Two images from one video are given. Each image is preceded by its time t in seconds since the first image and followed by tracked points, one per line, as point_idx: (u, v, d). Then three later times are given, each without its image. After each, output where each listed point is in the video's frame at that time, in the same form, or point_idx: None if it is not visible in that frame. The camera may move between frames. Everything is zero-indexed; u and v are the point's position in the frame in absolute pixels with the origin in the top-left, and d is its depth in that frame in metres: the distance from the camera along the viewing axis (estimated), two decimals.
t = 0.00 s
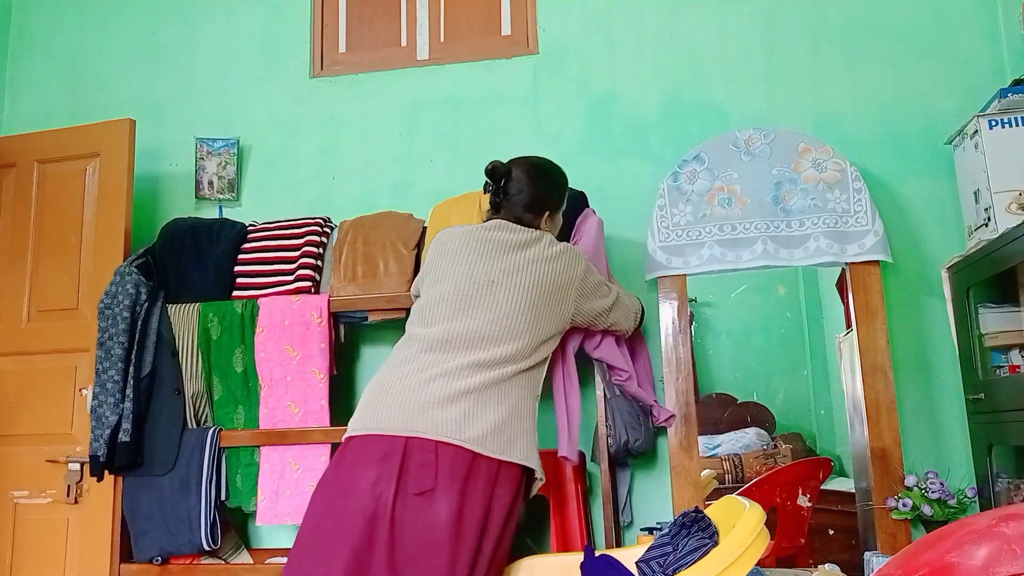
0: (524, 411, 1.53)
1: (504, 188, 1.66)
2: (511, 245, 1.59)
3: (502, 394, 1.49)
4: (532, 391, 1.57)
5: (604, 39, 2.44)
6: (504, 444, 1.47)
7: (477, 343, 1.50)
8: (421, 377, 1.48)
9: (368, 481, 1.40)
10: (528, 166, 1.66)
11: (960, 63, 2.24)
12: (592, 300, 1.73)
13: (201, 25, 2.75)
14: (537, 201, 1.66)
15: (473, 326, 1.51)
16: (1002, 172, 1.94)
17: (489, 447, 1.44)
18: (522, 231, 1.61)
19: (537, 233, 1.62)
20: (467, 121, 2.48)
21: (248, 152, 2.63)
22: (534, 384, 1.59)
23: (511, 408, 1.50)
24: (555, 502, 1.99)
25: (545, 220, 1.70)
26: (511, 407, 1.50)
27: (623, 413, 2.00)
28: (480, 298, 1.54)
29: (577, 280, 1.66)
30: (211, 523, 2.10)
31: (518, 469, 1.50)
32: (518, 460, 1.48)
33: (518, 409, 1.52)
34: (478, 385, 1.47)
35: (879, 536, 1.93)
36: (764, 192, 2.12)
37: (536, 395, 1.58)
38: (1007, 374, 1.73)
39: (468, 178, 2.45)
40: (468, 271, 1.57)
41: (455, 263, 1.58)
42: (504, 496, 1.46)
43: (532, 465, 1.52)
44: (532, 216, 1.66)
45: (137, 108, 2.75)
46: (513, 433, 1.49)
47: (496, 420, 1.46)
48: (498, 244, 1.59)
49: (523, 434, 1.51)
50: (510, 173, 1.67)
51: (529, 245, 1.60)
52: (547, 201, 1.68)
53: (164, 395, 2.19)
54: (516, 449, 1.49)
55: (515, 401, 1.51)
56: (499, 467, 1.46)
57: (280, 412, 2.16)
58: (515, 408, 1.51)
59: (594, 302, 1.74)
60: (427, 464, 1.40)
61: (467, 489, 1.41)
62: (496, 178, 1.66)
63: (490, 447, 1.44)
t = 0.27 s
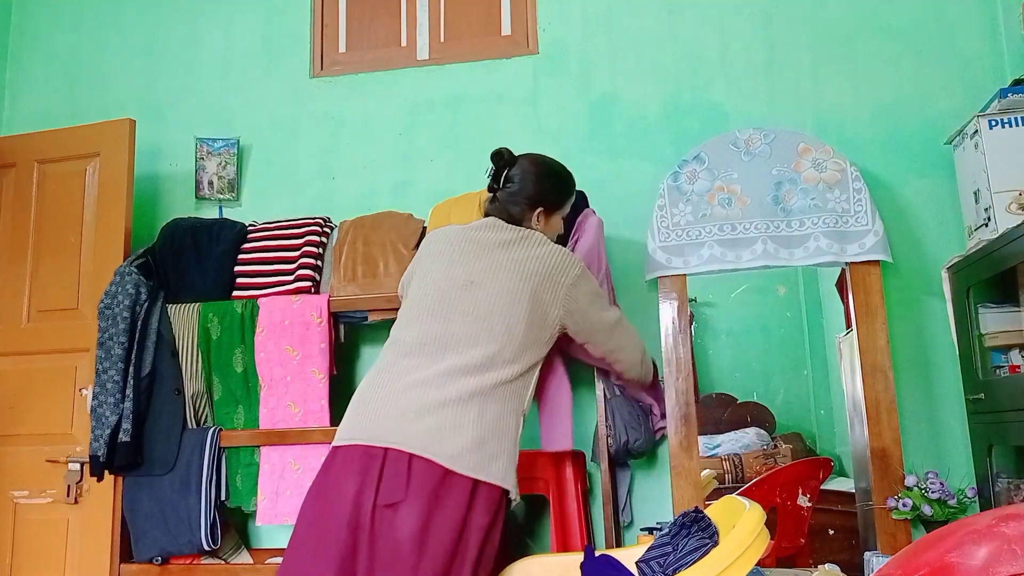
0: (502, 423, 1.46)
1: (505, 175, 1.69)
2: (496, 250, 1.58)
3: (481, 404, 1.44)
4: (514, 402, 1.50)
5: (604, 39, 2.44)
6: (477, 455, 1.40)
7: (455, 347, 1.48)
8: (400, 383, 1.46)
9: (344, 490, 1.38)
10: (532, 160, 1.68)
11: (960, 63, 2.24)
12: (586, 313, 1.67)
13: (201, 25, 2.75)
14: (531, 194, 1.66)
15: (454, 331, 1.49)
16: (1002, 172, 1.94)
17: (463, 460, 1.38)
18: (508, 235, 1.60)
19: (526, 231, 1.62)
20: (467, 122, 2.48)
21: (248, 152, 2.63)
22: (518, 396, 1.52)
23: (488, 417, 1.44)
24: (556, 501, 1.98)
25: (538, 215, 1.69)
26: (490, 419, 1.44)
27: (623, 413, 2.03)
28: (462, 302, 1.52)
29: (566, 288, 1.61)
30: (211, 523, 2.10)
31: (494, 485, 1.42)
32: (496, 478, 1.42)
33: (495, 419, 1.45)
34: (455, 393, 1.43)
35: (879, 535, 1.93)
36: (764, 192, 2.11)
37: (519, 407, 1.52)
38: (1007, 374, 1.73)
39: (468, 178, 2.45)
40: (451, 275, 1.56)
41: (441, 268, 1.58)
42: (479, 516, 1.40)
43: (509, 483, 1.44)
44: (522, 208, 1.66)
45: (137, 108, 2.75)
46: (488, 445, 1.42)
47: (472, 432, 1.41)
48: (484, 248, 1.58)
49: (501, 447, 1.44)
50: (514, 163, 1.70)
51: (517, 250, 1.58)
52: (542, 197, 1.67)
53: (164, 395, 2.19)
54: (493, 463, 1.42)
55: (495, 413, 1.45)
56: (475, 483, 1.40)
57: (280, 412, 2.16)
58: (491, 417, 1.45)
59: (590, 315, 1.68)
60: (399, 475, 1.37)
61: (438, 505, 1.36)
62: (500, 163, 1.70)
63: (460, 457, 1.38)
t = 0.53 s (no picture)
0: (477, 431, 1.40)
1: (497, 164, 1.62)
2: (473, 248, 1.52)
3: (453, 412, 1.39)
4: (492, 409, 1.44)
5: (604, 39, 2.44)
6: (445, 466, 1.35)
7: (427, 353, 1.43)
8: (374, 390, 1.44)
9: (324, 498, 1.41)
10: (525, 149, 1.60)
11: (960, 63, 2.24)
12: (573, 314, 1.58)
13: (201, 25, 2.75)
14: (521, 184, 1.58)
15: (427, 335, 1.45)
16: (1002, 172, 1.94)
17: (431, 472, 1.34)
18: (484, 233, 1.54)
19: (506, 228, 1.55)
20: (467, 121, 2.48)
21: (248, 152, 2.63)
22: (498, 402, 1.45)
23: (459, 426, 1.38)
24: (556, 499, 1.98)
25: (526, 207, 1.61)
26: (463, 428, 1.38)
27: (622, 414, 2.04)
28: (436, 304, 1.47)
29: (548, 286, 1.53)
30: (211, 524, 2.10)
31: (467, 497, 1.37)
32: (469, 490, 1.37)
33: (468, 427, 1.39)
34: (424, 401, 1.39)
35: (879, 536, 1.93)
36: (764, 192, 2.11)
37: (498, 414, 1.45)
38: (1008, 374, 1.73)
39: (468, 178, 2.45)
40: (427, 275, 1.51)
41: (417, 268, 1.53)
42: (450, 529, 1.35)
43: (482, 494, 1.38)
44: (510, 199, 1.59)
45: (138, 108, 2.75)
46: (458, 455, 1.37)
47: (442, 442, 1.36)
48: (462, 247, 1.52)
49: (473, 456, 1.38)
50: (507, 152, 1.63)
51: (495, 248, 1.52)
52: (533, 187, 1.59)
53: (164, 395, 2.19)
54: (464, 474, 1.37)
55: (469, 421, 1.39)
56: (445, 496, 1.36)
57: (280, 412, 2.16)
58: (463, 426, 1.39)
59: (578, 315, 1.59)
60: (369, 484, 1.36)
61: (404, 517, 1.34)
62: (493, 151, 1.62)
63: (425, 468, 1.34)
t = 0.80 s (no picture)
0: (467, 433, 1.40)
1: (480, 156, 1.59)
2: (457, 247, 1.50)
3: (443, 415, 1.38)
4: (484, 409, 1.43)
5: (604, 39, 2.44)
6: (436, 469, 1.36)
7: (415, 356, 1.43)
8: (367, 395, 1.45)
9: (325, 505, 1.41)
10: (507, 140, 1.59)
11: (960, 63, 2.24)
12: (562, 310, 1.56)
13: (201, 25, 2.75)
14: (505, 176, 1.57)
15: (415, 338, 1.45)
16: (1002, 172, 1.94)
17: (424, 477, 1.35)
18: (468, 231, 1.52)
19: (490, 224, 1.53)
20: (467, 122, 2.48)
21: (248, 152, 2.63)
22: (489, 402, 1.45)
23: (450, 428, 1.38)
24: (556, 500, 1.98)
25: (511, 198, 1.60)
26: (453, 431, 1.38)
27: (622, 414, 2.02)
28: (423, 306, 1.46)
29: (534, 282, 1.51)
30: (211, 524, 2.10)
31: (462, 499, 1.37)
32: (463, 492, 1.37)
33: (459, 429, 1.39)
34: (414, 405, 1.39)
35: (879, 535, 1.93)
36: (764, 192, 2.12)
37: (490, 413, 1.45)
38: (1008, 374, 1.73)
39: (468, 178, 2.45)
40: (413, 276, 1.50)
41: (404, 269, 1.52)
42: (447, 532, 1.36)
43: (476, 496, 1.38)
44: (496, 192, 1.58)
45: (138, 108, 2.75)
46: (449, 457, 1.37)
47: (434, 445, 1.37)
48: (447, 245, 1.51)
49: (465, 457, 1.38)
50: (490, 144, 1.60)
51: (478, 245, 1.50)
52: (518, 178, 1.58)
53: (164, 395, 2.19)
54: (457, 477, 1.37)
55: (460, 423, 1.39)
56: (440, 500, 1.36)
57: (280, 412, 2.16)
58: (453, 428, 1.39)
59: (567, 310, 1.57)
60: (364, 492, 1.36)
61: (399, 523, 1.34)
62: (475, 143, 1.60)
63: (416, 473, 1.35)
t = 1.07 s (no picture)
0: (463, 434, 1.40)
1: (478, 154, 1.59)
2: (452, 246, 1.50)
3: (438, 415, 1.39)
4: (481, 409, 1.43)
5: (604, 39, 2.44)
6: (432, 470, 1.36)
7: (411, 357, 1.44)
8: (365, 396, 1.46)
9: (321, 504, 1.43)
10: (506, 137, 1.59)
11: (960, 63, 2.24)
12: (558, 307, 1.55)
13: (201, 25, 2.75)
14: (506, 173, 1.57)
15: (410, 339, 1.45)
16: (1002, 172, 1.94)
17: (418, 477, 1.36)
18: (463, 230, 1.52)
19: (485, 223, 1.53)
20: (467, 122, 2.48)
21: (248, 153, 2.63)
22: (486, 402, 1.45)
23: (445, 429, 1.39)
24: (556, 500, 1.98)
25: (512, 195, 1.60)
26: (449, 432, 1.39)
27: (622, 413, 2.00)
28: (418, 306, 1.47)
29: (529, 280, 1.50)
30: (211, 523, 2.10)
31: (458, 500, 1.38)
32: (459, 493, 1.37)
33: (454, 430, 1.39)
34: (408, 406, 1.40)
35: (879, 535, 1.93)
36: (764, 192, 2.12)
37: (487, 414, 1.45)
38: (1008, 374, 1.73)
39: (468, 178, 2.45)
40: (409, 277, 1.50)
41: (400, 269, 1.53)
42: (440, 534, 1.36)
43: (472, 497, 1.39)
44: (496, 189, 1.58)
45: (138, 108, 2.75)
46: (444, 458, 1.38)
47: (430, 446, 1.37)
48: (441, 245, 1.51)
49: (461, 458, 1.39)
50: (487, 142, 1.60)
51: (473, 244, 1.49)
52: (519, 175, 1.58)
53: (164, 395, 2.19)
54: (453, 478, 1.37)
55: (455, 423, 1.40)
56: (435, 500, 1.37)
57: (280, 412, 2.16)
58: (449, 429, 1.39)
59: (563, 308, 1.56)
60: (360, 492, 1.39)
61: (392, 524, 1.35)
62: (473, 141, 1.60)
63: (412, 474, 1.36)
